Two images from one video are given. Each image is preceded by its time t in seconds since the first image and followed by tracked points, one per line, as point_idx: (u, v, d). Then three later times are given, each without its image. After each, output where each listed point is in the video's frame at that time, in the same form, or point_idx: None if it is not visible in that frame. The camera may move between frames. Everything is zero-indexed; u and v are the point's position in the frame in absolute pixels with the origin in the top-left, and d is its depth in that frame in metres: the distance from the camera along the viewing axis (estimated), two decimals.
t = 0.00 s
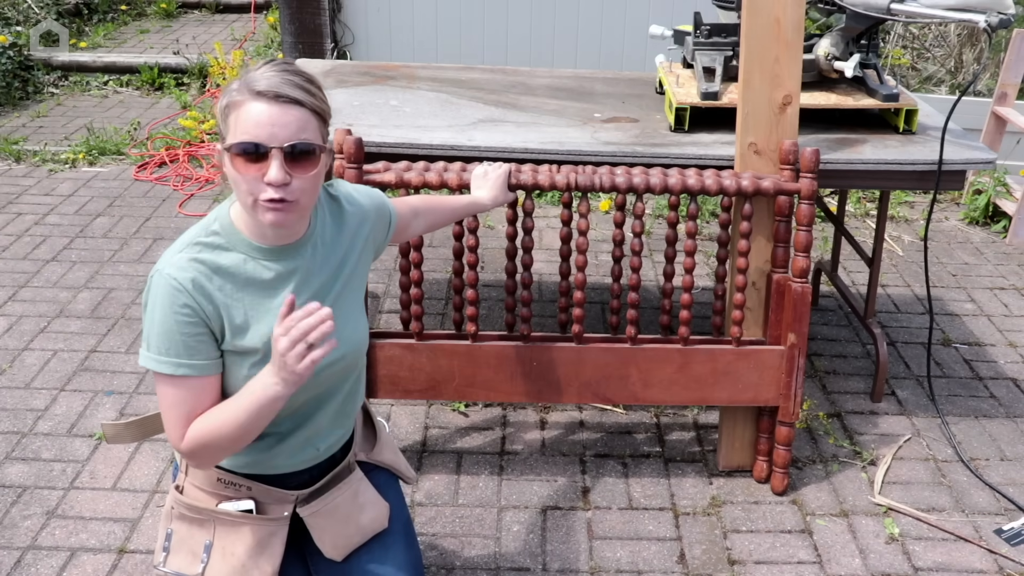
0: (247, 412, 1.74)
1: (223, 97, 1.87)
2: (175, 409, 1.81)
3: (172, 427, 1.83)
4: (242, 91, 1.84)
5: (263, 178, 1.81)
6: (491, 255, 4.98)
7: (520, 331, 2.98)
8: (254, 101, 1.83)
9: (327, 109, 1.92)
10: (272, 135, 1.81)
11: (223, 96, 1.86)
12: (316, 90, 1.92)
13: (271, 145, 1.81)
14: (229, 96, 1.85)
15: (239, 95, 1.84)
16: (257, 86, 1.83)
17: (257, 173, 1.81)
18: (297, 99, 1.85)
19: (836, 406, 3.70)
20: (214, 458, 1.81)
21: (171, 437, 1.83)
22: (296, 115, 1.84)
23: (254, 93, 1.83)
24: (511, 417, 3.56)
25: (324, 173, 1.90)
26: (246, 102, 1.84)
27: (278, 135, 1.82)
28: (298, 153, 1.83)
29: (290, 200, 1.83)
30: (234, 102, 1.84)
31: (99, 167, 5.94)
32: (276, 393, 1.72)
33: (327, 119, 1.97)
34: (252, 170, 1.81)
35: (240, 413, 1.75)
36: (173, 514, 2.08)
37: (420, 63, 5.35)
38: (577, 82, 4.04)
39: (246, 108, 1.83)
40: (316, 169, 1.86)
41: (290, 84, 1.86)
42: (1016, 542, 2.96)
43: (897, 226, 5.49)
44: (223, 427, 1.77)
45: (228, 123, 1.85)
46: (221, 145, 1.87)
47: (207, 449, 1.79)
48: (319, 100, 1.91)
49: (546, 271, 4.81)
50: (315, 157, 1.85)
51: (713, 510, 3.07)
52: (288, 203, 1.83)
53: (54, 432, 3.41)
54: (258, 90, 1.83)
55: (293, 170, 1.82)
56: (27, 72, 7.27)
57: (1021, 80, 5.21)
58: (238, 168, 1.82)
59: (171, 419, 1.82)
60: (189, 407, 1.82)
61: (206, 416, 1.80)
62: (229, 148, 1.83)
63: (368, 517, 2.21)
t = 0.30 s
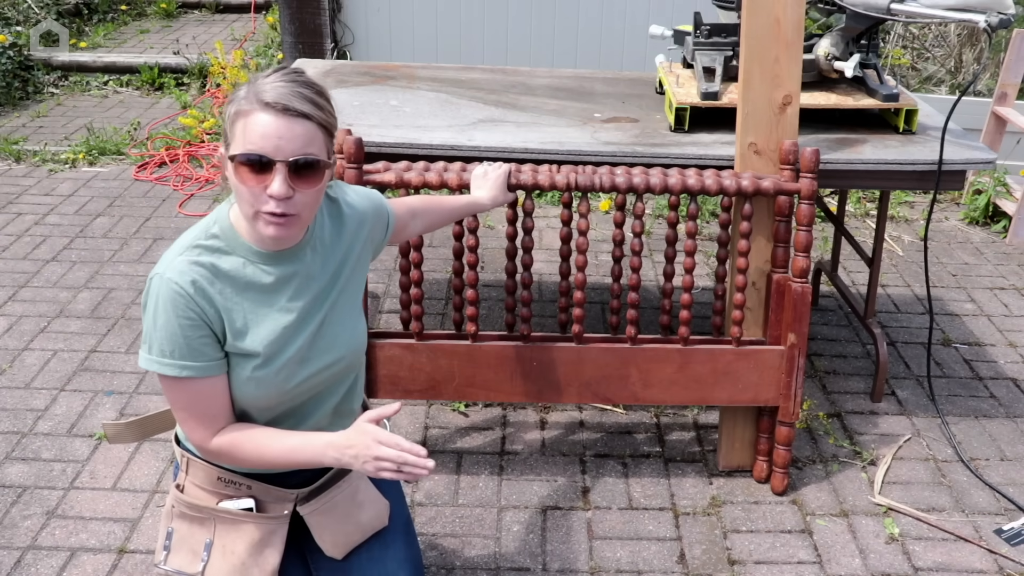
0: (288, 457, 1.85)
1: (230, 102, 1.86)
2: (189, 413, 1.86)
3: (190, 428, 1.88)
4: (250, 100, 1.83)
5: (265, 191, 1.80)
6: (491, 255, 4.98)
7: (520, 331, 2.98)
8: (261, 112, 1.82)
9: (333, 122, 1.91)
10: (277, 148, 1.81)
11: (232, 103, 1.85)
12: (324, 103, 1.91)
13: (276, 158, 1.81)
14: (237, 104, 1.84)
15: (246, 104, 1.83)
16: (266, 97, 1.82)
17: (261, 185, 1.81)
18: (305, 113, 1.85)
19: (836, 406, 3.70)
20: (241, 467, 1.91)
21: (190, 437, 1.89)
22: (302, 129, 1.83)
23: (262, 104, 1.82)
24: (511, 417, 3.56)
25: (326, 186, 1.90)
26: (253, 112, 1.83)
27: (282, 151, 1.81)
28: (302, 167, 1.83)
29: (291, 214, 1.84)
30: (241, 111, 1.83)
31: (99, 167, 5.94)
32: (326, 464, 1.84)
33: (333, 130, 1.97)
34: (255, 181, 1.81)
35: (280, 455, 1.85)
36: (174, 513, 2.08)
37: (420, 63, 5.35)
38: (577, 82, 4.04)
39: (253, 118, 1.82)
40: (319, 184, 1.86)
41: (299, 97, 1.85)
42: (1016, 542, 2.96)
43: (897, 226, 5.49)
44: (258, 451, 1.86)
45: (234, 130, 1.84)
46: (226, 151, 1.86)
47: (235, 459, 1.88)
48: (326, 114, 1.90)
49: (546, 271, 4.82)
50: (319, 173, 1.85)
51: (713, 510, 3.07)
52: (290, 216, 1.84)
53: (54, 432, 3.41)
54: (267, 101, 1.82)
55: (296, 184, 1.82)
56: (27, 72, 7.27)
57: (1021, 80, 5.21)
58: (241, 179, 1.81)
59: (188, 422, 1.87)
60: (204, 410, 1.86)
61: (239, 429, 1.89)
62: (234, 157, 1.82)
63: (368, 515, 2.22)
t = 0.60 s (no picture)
0: (289, 459, 1.84)
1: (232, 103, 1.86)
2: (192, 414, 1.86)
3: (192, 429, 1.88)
4: (252, 101, 1.83)
5: (269, 193, 1.81)
6: (491, 255, 4.98)
7: (520, 331, 2.98)
8: (264, 113, 1.82)
9: (337, 122, 1.91)
10: (280, 150, 1.81)
11: (234, 104, 1.85)
12: (328, 103, 1.91)
13: (279, 159, 1.81)
14: (239, 105, 1.83)
15: (249, 105, 1.83)
16: (268, 99, 1.82)
17: (264, 187, 1.81)
18: (308, 114, 1.84)
19: (836, 406, 3.70)
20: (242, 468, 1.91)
21: (192, 438, 1.89)
22: (305, 130, 1.83)
23: (264, 105, 1.82)
24: (511, 417, 3.56)
25: (330, 187, 1.90)
26: (256, 113, 1.82)
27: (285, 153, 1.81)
28: (305, 169, 1.82)
29: (294, 215, 1.84)
30: (243, 112, 1.83)
31: (99, 167, 5.94)
32: (327, 466, 1.84)
33: (337, 130, 1.96)
34: (257, 183, 1.81)
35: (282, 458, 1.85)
36: (174, 514, 2.08)
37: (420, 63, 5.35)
38: (577, 82, 4.04)
39: (255, 119, 1.82)
40: (322, 185, 1.85)
41: (302, 98, 1.84)
42: (1016, 542, 2.96)
43: (897, 226, 5.49)
44: (259, 452, 1.86)
45: (236, 132, 1.84)
46: (229, 152, 1.86)
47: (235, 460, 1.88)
48: (329, 114, 1.89)
49: (546, 271, 4.81)
50: (322, 174, 1.85)
51: (713, 510, 3.07)
52: (293, 218, 1.84)
53: (54, 432, 3.41)
54: (269, 102, 1.82)
55: (299, 186, 1.82)
56: (27, 72, 7.27)
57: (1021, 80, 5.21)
58: (244, 181, 1.82)
59: (190, 423, 1.87)
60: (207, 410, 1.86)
61: (240, 431, 1.89)
62: (237, 158, 1.82)
63: (369, 516, 2.22)
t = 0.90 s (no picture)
0: (288, 443, 1.82)
1: (232, 97, 1.86)
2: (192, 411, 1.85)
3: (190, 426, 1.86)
4: (253, 92, 1.83)
5: (271, 183, 1.80)
6: (491, 255, 4.98)
7: (520, 331, 2.98)
8: (265, 104, 1.82)
9: (337, 113, 1.92)
10: (282, 141, 1.81)
11: (234, 97, 1.85)
12: (327, 95, 1.91)
13: (281, 150, 1.81)
14: (240, 98, 1.84)
15: (250, 96, 1.83)
16: (269, 90, 1.82)
17: (266, 178, 1.81)
18: (309, 104, 1.84)
19: (836, 406, 3.70)
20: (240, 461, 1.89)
21: (188, 436, 1.87)
22: (307, 121, 1.83)
23: (266, 97, 1.82)
24: (511, 417, 3.56)
25: (331, 178, 1.90)
26: (257, 105, 1.83)
27: (287, 143, 1.81)
28: (307, 159, 1.83)
29: (296, 206, 1.84)
30: (244, 104, 1.83)
31: (99, 167, 5.94)
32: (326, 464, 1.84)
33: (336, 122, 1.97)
34: (259, 174, 1.81)
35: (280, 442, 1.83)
36: (175, 513, 2.08)
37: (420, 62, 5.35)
38: (577, 82, 4.04)
39: (257, 110, 1.82)
40: (324, 175, 1.86)
41: (303, 89, 1.85)
42: (1016, 542, 2.96)
43: (897, 227, 5.49)
44: (258, 444, 1.83)
45: (237, 125, 1.84)
46: (229, 145, 1.86)
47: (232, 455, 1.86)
48: (329, 105, 1.90)
49: (546, 271, 4.82)
50: (323, 164, 1.85)
51: (713, 510, 3.07)
52: (295, 209, 1.84)
53: (54, 432, 3.41)
54: (270, 93, 1.82)
55: (301, 176, 1.82)
56: (27, 72, 7.27)
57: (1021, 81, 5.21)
58: (246, 172, 1.81)
59: (187, 421, 1.85)
60: (204, 405, 1.85)
61: (237, 423, 1.86)
62: (238, 150, 1.82)
63: (371, 518, 2.22)
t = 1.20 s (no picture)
0: (297, 441, 1.79)
1: (224, 88, 1.87)
2: (192, 409, 1.82)
3: (188, 428, 1.83)
4: (245, 82, 1.83)
5: (265, 171, 1.80)
6: (491, 255, 4.98)
7: (520, 331, 2.98)
8: (258, 94, 1.83)
9: (330, 103, 1.92)
10: (276, 128, 1.81)
11: (227, 89, 1.85)
12: (320, 84, 1.92)
13: (274, 138, 1.81)
14: (232, 89, 1.84)
15: (243, 86, 1.83)
16: (261, 79, 1.83)
17: (260, 166, 1.81)
18: (302, 93, 1.85)
19: (836, 406, 3.70)
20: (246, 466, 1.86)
21: (186, 438, 1.84)
22: (300, 109, 1.84)
23: (258, 86, 1.83)
24: (511, 417, 3.56)
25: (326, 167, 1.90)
26: (250, 94, 1.83)
27: (280, 129, 1.82)
28: (301, 146, 1.83)
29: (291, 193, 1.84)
30: (238, 94, 1.83)
31: (99, 167, 5.94)
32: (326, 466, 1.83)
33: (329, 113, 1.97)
34: (253, 162, 1.81)
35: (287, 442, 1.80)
36: (177, 515, 2.08)
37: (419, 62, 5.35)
38: (577, 82, 4.04)
39: (250, 100, 1.83)
40: (319, 163, 1.86)
41: (295, 78, 1.85)
42: (1016, 542, 2.96)
43: (897, 226, 5.49)
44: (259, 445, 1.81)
45: (229, 115, 1.84)
46: (222, 136, 1.86)
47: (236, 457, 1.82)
48: (323, 96, 1.90)
49: (546, 271, 4.82)
50: (318, 152, 1.85)
51: (713, 510, 3.07)
52: (290, 196, 1.83)
53: (54, 432, 3.41)
54: (263, 82, 1.83)
55: (295, 163, 1.82)
56: (27, 72, 7.27)
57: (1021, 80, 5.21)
58: (240, 160, 1.81)
59: (186, 421, 1.82)
60: (203, 402, 1.83)
61: (236, 425, 1.84)
62: (231, 139, 1.82)
63: (374, 512, 2.21)
